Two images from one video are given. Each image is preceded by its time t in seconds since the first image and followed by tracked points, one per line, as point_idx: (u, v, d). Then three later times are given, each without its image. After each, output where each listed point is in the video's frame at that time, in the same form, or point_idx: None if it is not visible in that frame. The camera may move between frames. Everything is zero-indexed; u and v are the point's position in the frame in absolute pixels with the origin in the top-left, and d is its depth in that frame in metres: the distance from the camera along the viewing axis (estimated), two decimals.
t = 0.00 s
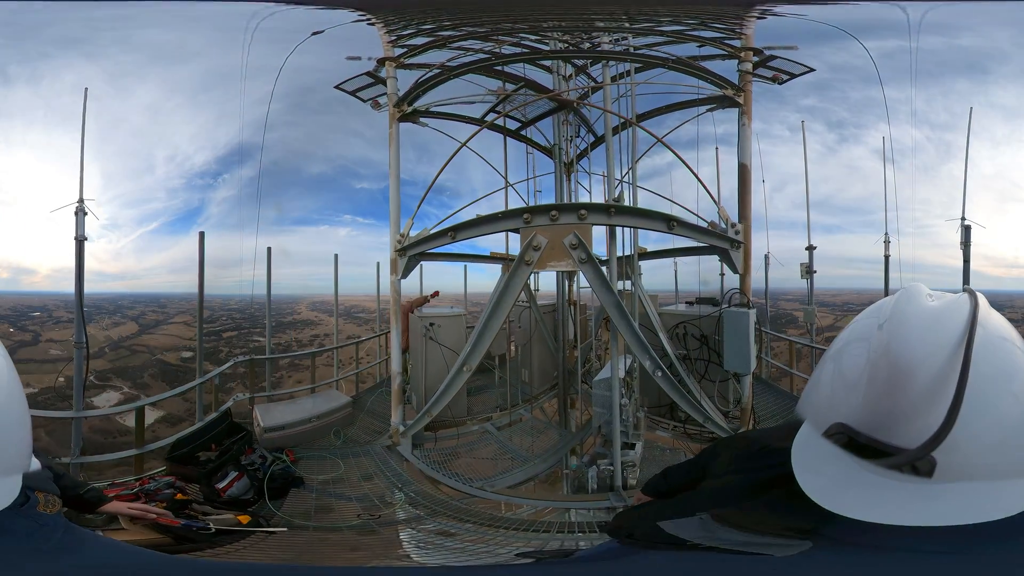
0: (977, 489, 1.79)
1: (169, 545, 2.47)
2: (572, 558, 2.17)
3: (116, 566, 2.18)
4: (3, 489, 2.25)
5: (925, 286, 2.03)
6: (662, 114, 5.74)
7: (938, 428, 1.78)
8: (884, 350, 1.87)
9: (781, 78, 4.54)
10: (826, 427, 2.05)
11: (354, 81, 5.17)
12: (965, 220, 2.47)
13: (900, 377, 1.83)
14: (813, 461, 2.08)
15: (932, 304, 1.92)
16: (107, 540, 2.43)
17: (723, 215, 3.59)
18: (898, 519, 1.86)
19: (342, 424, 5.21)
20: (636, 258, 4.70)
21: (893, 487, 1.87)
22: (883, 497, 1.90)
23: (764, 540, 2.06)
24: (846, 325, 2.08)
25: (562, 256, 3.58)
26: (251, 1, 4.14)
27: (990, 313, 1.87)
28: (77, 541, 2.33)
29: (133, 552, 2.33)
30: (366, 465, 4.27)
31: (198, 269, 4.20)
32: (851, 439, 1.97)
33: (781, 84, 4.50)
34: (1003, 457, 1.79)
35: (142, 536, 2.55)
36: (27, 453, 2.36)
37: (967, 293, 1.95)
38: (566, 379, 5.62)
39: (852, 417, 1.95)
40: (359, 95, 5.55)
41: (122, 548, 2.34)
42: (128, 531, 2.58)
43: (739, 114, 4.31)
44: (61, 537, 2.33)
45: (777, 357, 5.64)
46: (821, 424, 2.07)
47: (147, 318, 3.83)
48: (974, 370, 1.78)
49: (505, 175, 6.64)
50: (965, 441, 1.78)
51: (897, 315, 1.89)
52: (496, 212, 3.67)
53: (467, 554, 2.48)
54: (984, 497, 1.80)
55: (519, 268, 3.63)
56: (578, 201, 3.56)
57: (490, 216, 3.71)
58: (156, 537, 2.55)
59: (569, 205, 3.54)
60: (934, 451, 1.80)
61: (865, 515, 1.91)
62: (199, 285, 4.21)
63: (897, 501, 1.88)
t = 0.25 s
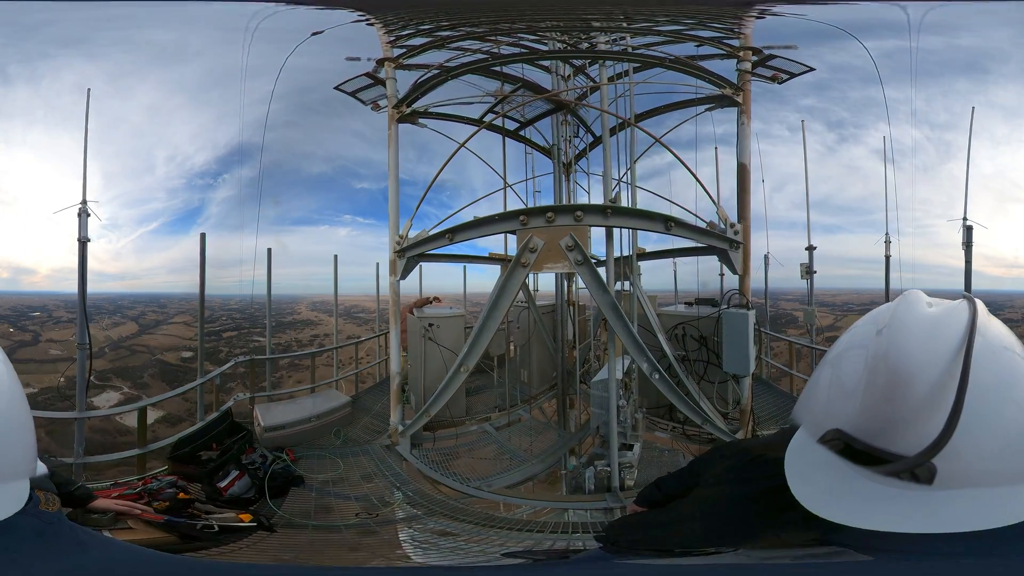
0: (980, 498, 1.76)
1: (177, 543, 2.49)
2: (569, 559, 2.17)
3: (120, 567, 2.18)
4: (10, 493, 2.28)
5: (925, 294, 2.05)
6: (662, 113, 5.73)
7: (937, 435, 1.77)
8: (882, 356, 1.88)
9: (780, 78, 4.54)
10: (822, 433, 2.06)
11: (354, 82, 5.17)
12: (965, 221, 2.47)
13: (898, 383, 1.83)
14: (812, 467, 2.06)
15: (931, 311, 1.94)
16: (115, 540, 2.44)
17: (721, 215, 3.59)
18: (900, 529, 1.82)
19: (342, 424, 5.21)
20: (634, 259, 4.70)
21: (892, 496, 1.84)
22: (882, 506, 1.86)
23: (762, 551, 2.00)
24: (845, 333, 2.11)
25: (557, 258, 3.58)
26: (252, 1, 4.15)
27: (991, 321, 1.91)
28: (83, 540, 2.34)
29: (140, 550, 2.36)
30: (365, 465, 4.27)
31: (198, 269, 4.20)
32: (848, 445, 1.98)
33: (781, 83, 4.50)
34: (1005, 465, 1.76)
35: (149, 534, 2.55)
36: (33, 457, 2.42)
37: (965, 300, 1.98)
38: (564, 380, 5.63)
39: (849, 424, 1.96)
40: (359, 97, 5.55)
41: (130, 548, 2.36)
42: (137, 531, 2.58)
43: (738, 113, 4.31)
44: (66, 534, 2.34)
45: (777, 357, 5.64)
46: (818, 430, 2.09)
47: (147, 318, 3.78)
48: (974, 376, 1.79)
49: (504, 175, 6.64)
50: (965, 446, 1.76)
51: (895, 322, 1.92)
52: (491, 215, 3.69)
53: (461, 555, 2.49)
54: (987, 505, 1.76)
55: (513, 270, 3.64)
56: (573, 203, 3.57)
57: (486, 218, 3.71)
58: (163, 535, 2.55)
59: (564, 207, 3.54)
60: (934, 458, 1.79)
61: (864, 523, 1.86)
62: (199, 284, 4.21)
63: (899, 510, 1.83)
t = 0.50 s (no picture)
0: (987, 509, 1.75)
1: (190, 541, 2.52)
2: (565, 558, 2.17)
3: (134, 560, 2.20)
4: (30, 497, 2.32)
5: (928, 305, 2.09)
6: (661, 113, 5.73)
7: (941, 446, 1.80)
8: (886, 369, 1.90)
9: (780, 77, 4.54)
10: (822, 443, 2.09)
11: (354, 83, 5.19)
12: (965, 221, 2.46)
13: (902, 396, 1.86)
14: (811, 475, 2.07)
15: (934, 323, 1.97)
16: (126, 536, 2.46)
17: (719, 215, 3.59)
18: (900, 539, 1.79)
19: (341, 423, 5.22)
20: (631, 260, 4.70)
21: (893, 506, 1.83)
22: (882, 516, 1.85)
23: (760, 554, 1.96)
24: (846, 344, 2.12)
25: (552, 261, 3.58)
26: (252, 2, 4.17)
27: (993, 329, 1.93)
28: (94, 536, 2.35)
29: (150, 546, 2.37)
30: (364, 464, 4.27)
31: (199, 269, 4.21)
32: (847, 455, 2.01)
33: (780, 83, 4.50)
34: (1011, 474, 1.76)
35: (158, 533, 2.56)
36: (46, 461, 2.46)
37: (967, 310, 2.01)
38: (562, 381, 5.63)
39: (850, 435, 1.99)
40: (359, 100, 5.56)
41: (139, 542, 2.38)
42: (148, 529, 2.58)
43: (738, 113, 4.31)
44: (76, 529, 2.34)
45: (777, 358, 5.63)
46: (818, 439, 2.11)
47: (147, 318, 3.82)
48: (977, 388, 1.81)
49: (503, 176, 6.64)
50: (967, 454, 1.77)
51: (898, 335, 1.94)
52: (486, 218, 3.69)
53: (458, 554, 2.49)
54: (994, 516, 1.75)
55: (509, 274, 3.65)
56: (567, 206, 3.57)
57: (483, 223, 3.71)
58: (173, 533, 2.56)
59: (559, 209, 3.54)
60: (940, 470, 1.80)
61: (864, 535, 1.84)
62: (200, 284, 4.22)
63: (898, 520, 1.82)
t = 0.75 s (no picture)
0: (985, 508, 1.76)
1: (189, 540, 2.50)
2: (563, 558, 2.17)
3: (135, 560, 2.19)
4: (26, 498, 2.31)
5: (926, 304, 2.08)
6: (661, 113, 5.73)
7: (939, 446, 1.80)
8: (883, 368, 1.90)
9: (779, 76, 4.54)
10: (821, 444, 2.08)
11: (354, 84, 5.19)
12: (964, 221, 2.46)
13: (899, 396, 1.86)
14: (810, 476, 2.07)
15: (931, 322, 1.96)
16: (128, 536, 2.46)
17: (719, 215, 3.59)
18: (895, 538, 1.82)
19: (341, 423, 5.22)
20: (631, 259, 4.70)
21: (891, 505, 1.84)
22: (879, 516, 1.86)
23: (760, 552, 1.96)
24: (843, 343, 2.11)
25: (550, 260, 3.58)
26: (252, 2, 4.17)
27: (991, 328, 1.91)
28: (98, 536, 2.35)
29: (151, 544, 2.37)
30: (364, 464, 4.27)
31: (200, 269, 4.21)
32: (846, 455, 2.00)
33: (780, 82, 4.50)
34: (1010, 473, 1.76)
35: (160, 532, 2.54)
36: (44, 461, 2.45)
37: (965, 309, 2.00)
38: (561, 381, 5.64)
39: (848, 435, 1.98)
40: (359, 99, 5.57)
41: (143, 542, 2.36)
42: (149, 527, 2.57)
43: (737, 112, 4.31)
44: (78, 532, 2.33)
45: (777, 358, 5.63)
46: (816, 440, 2.10)
47: (146, 318, 3.80)
48: (976, 387, 1.81)
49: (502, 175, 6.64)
50: (968, 454, 1.77)
51: (897, 333, 1.93)
52: (484, 218, 3.69)
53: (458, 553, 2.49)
54: (992, 514, 1.77)
55: (506, 274, 3.65)
56: (566, 205, 3.57)
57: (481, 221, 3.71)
58: (176, 532, 2.55)
59: (557, 209, 3.53)
60: (938, 469, 1.80)
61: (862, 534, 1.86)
62: (201, 284, 4.22)
63: (894, 518, 1.84)
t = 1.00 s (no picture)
0: (995, 502, 1.75)
1: (184, 537, 2.47)
2: (561, 563, 2.14)
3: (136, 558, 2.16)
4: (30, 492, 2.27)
5: (927, 297, 2.05)
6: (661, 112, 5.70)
7: (949, 439, 1.77)
8: (892, 362, 1.85)
9: (782, 75, 4.51)
10: (832, 443, 1.99)
11: (353, 84, 5.17)
12: (969, 221, 2.43)
13: (910, 389, 1.81)
14: (823, 476, 2.02)
15: (936, 316, 1.93)
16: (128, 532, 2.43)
17: (720, 214, 3.56)
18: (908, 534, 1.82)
19: (340, 423, 5.20)
20: (631, 258, 4.65)
21: (902, 501, 1.83)
22: (889, 511, 1.86)
23: (776, 552, 2.00)
24: (850, 338, 2.03)
25: (547, 258, 3.54)
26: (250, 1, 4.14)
27: (995, 321, 1.89)
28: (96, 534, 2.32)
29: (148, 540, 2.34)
30: (362, 464, 4.24)
31: (199, 269, 4.17)
32: (858, 454, 1.93)
33: (782, 82, 4.46)
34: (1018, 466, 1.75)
35: (161, 528, 2.52)
36: (45, 454, 2.41)
37: (970, 301, 1.97)
38: (560, 381, 5.61)
39: (861, 432, 1.90)
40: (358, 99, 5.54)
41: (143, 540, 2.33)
42: (149, 524, 2.54)
43: (739, 110, 4.28)
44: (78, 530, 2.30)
45: (777, 358, 5.60)
46: (826, 438, 2.01)
47: (147, 318, 3.70)
48: (982, 381, 1.79)
49: (501, 174, 6.61)
50: (973, 450, 1.76)
51: (904, 327, 1.89)
52: (480, 215, 3.65)
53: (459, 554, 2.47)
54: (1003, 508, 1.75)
55: (503, 272, 3.62)
56: (562, 202, 3.54)
57: (476, 218, 3.68)
58: (176, 528, 2.55)
59: (554, 205, 3.50)
60: (948, 463, 1.78)
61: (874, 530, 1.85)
62: (200, 284, 4.19)
63: (907, 514, 1.83)
